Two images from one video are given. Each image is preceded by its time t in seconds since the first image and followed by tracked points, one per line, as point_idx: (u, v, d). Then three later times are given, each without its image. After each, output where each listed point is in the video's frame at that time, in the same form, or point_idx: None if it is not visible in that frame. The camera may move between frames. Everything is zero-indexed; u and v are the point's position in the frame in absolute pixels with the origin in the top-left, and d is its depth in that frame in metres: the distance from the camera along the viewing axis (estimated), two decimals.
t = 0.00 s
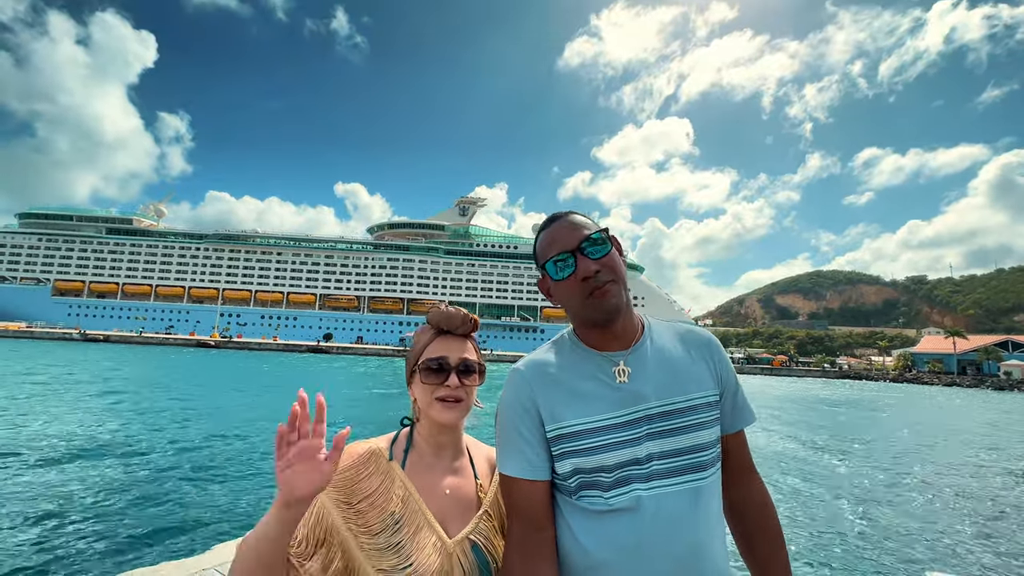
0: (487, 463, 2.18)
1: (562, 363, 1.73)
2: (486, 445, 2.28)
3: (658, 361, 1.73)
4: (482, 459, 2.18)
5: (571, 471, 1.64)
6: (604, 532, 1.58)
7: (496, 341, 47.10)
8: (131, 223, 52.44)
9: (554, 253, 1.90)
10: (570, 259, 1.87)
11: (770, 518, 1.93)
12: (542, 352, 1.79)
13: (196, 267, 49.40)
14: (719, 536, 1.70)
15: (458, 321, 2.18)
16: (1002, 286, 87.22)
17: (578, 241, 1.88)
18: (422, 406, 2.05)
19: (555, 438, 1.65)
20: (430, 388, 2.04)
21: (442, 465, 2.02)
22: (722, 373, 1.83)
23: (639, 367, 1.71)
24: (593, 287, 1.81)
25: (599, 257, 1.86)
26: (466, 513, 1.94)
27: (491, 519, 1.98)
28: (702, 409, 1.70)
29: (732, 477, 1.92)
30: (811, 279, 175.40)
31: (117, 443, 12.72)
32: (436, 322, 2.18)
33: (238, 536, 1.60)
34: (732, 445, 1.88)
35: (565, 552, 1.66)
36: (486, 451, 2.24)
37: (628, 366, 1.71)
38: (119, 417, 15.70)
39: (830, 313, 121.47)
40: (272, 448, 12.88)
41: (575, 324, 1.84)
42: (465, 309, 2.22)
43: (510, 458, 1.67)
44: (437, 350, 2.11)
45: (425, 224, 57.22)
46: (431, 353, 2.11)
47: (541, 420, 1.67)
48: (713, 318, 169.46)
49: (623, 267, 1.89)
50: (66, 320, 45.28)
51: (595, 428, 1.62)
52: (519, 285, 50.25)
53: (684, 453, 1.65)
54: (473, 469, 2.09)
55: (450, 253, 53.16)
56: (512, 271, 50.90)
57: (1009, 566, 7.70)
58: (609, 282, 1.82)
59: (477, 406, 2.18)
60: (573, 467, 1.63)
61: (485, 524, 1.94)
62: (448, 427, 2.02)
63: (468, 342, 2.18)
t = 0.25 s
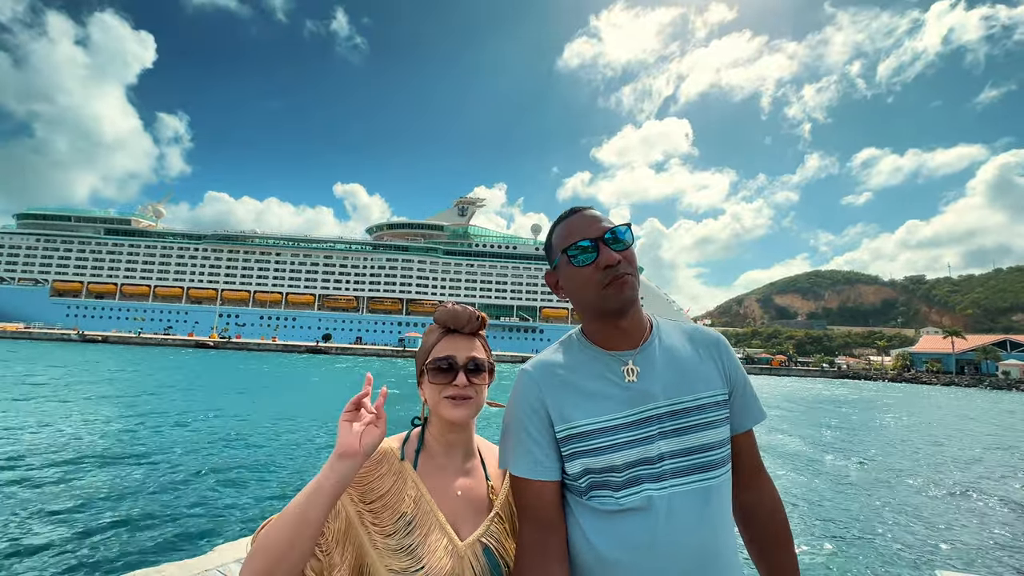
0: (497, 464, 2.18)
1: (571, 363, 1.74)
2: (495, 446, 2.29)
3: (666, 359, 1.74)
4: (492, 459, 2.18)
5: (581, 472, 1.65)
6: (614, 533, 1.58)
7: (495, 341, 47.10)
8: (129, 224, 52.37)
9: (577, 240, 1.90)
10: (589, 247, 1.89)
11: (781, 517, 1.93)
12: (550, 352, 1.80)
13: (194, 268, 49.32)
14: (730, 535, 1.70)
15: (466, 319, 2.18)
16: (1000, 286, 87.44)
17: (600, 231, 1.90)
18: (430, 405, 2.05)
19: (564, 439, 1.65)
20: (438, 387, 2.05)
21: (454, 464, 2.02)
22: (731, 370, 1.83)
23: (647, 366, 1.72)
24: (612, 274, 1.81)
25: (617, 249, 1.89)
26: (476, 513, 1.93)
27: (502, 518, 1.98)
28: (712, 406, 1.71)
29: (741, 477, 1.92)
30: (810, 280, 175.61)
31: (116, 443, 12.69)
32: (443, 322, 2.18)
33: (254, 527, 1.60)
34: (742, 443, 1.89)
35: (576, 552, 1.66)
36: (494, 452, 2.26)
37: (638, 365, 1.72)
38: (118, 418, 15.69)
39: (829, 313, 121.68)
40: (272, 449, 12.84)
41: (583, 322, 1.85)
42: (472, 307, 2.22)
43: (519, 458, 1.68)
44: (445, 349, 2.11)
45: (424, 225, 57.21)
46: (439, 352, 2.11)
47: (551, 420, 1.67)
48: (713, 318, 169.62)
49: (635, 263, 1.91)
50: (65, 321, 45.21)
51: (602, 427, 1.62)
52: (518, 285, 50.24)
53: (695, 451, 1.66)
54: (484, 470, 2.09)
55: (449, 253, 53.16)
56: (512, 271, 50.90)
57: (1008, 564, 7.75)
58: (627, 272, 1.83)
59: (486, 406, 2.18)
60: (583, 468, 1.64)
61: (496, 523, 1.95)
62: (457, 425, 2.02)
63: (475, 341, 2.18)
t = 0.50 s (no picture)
0: (497, 462, 2.18)
1: (569, 361, 1.74)
2: (494, 444, 2.30)
3: (662, 356, 1.75)
4: (492, 458, 2.19)
5: (579, 469, 1.65)
6: (614, 531, 1.58)
7: (495, 342, 47.10)
8: (129, 225, 52.38)
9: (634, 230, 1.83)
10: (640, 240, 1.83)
11: (776, 514, 1.94)
12: (547, 350, 1.81)
13: (193, 269, 49.33)
14: (726, 531, 1.71)
15: (465, 317, 2.18)
16: (998, 285, 87.65)
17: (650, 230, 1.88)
18: (433, 404, 2.05)
19: (562, 435, 1.65)
20: (440, 386, 2.05)
21: (455, 464, 2.02)
22: (724, 367, 1.85)
23: (644, 362, 1.73)
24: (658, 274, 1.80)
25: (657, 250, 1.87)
26: (476, 511, 1.93)
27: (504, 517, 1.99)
28: (707, 403, 1.72)
29: (734, 472, 1.94)
30: (809, 280, 175.84)
31: (114, 446, 12.67)
32: (442, 320, 2.17)
33: (255, 519, 1.56)
34: (736, 439, 1.90)
35: (576, 549, 1.67)
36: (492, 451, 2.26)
37: (635, 361, 1.73)
38: (119, 420, 15.70)
39: (828, 313, 121.90)
40: (271, 451, 12.82)
41: (589, 318, 1.85)
42: (471, 305, 2.22)
43: (519, 456, 1.68)
44: (445, 347, 2.10)
45: (423, 226, 57.22)
46: (439, 351, 2.11)
47: (549, 418, 1.67)
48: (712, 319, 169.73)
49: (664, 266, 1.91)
50: (64, 323, 45.19)
51: (601, 425, 1.62)
52: (518, 285, 50.30)
53: (691, 447, 1.67)
54: (485, 468, 2.10)
55: (449, 254, 53.21)
56: (511, 272, 50.98)
57: (1005, 562, 7.81)
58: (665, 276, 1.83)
59: (488, 404, 2.18)
60: (581, 465, 1.64)
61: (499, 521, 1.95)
62: (458, 424, 2.02)
63: (475, 338, 2.18)
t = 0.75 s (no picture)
0: (486, 467, 2.20)
1: (560, 363, 1.74)
2: (485, 448, 2.30)
3: (653, 358, 1.76)
4: (483, 462, 2.20)
5: (570, 471, 1.65)
6: (605, 532, 1.59)
7: (495, 343, 47.11)
8: (130, 228, 52.48)
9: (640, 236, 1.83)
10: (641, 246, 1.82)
11: (766, 516, 1.94)
12: (537, 353, 1.81)
13: (194, 271, 49.40)
14: (714, 530, 1.72)
15: (459, 317, 2.18)
16: (999, 285, 87.63)
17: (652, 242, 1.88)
18: (426, 406, 2.05)
19: (553, 438, 1.65)
20: (436, 389, 2.05)
21: (447, 469, 2.02)
22: (713, 370, 1.86)
23: (637, 366, 1.73)
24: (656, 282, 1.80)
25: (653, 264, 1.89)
26: (469, 515, 1.94)
27: (496, 521, 1.99)
28: (697, 406, 1.73)
29: (724, 474, 1.94)
30: (810, 279, 175.78)
31: (114, 448, 12.67)
32: (434, 321, 2.16)
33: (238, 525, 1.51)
34: (726, 442, 1.91)
35: (566, 551, 1.67)
36: (483, 456, 2.26)
37: (627, 363, 1.73)
38: (120, 422, 15.74)
39: (829, 313, 122.00)
40: (271, 453, 12.84)
41: (581, 319, 1.85)
42: (465, 305, 2.21)
43: (510, 458, 1.68)
44: (438, 349, 2.10)
45: (423, 227, 57.26)
46: (432, 352, 2.10)
47: (540, 419, 1.67)
48: (713, 319, 169.65)
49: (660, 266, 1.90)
50: (65, 326, 45.26)
51: (592, 427, 1.62)
52: (519, 286, 50.34)
53: (682, 449, 1.67)
54: (476, 474, 2.11)
55: (449, 255, 53.28)
56: (512, 273, 51.03)
57: (1006, 561, 7.84)
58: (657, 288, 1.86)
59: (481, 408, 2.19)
60: (572, 467, 1.64)
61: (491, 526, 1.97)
62: (452, 428, 2.02)
63: (467, 339, 2.18)
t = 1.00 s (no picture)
0: (482, 470, 2.20)
1: (555, 366, 1.74)
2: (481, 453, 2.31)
3: (649, 360, 1.75)
4: (478, 466, 2.20)
5: (565, 474, 1.65)
6: (601, 535, 1.59)
7: (497, 343, 47.11)
8: (132, 229, 52.64)
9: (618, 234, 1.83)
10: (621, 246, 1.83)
11: (763, 516, 1.94)
12: (534, 354, 1.81)
13: (197, 273, 49.52)
14: (709, 530, 1.73)
15: (458, 318, 2.17)
16: (1004, 283, 87.25)
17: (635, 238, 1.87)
18: (421, 410, 2.05)
19: (550, 440, 1.65)
20: (434, 393, 2.04)
21: (444, 474, 2.01)
22: (711, 372, 1.85)
23: (631, 369, 1.72)
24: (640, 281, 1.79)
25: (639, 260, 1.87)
26: (467, 520, 1.94)
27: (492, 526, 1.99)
28: (694, 408, 1.73)
29: (721, 476, 1.94)
30: (813, 279, 175.35)
31: (117, 449, 12.73)
32: (432, 322, 2.15)
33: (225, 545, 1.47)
34: (723, 445, 1.91)
35: (561, 554, 1.67)
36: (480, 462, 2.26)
37: (623, 366, 1.72)
38: (124, 424, 15.79)
39: (832, 313, 121.71)
40: (274, 454, 12.88)
41: (575, 320, 1.86)
42: (463, 306, 2.20)
43: (506, 461, 1.69)
44: (437, 351, 2.09)
45: (425, 228, 57.33)
46: (430, 356, 2.09)
47: (535, 421, 1.67)
48: (715, 319, 169.38)
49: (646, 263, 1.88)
50: (69, 327, 45.41)
51: (589, 429, 1.62)
52: (520, 287, 50.33)
53: (677, 451, 1.67)
54: (472, 478, 2.11)
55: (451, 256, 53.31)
56: (514, 273, 51.03)
57: (1009, 560, 7.82)
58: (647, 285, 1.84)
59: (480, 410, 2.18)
60: (567, 471, 1.64)
61: (489, 529, 1.98)
62: (449, 433, 2.02)
63: (466, 341, 2.17)
